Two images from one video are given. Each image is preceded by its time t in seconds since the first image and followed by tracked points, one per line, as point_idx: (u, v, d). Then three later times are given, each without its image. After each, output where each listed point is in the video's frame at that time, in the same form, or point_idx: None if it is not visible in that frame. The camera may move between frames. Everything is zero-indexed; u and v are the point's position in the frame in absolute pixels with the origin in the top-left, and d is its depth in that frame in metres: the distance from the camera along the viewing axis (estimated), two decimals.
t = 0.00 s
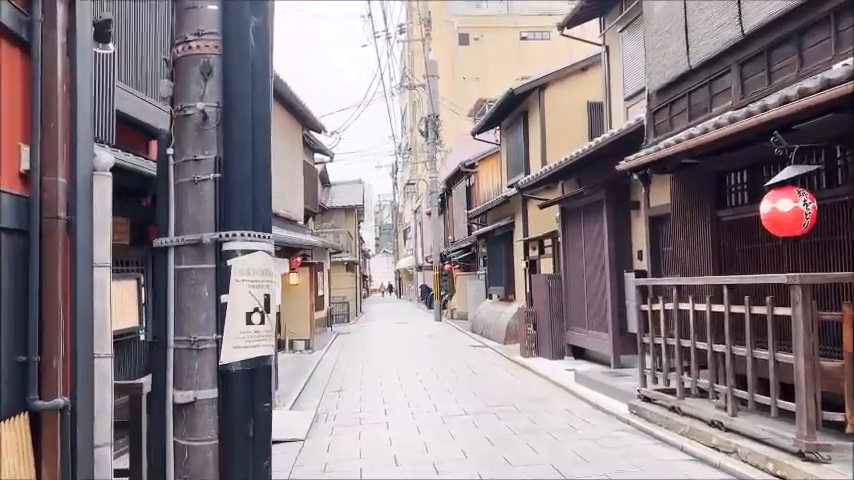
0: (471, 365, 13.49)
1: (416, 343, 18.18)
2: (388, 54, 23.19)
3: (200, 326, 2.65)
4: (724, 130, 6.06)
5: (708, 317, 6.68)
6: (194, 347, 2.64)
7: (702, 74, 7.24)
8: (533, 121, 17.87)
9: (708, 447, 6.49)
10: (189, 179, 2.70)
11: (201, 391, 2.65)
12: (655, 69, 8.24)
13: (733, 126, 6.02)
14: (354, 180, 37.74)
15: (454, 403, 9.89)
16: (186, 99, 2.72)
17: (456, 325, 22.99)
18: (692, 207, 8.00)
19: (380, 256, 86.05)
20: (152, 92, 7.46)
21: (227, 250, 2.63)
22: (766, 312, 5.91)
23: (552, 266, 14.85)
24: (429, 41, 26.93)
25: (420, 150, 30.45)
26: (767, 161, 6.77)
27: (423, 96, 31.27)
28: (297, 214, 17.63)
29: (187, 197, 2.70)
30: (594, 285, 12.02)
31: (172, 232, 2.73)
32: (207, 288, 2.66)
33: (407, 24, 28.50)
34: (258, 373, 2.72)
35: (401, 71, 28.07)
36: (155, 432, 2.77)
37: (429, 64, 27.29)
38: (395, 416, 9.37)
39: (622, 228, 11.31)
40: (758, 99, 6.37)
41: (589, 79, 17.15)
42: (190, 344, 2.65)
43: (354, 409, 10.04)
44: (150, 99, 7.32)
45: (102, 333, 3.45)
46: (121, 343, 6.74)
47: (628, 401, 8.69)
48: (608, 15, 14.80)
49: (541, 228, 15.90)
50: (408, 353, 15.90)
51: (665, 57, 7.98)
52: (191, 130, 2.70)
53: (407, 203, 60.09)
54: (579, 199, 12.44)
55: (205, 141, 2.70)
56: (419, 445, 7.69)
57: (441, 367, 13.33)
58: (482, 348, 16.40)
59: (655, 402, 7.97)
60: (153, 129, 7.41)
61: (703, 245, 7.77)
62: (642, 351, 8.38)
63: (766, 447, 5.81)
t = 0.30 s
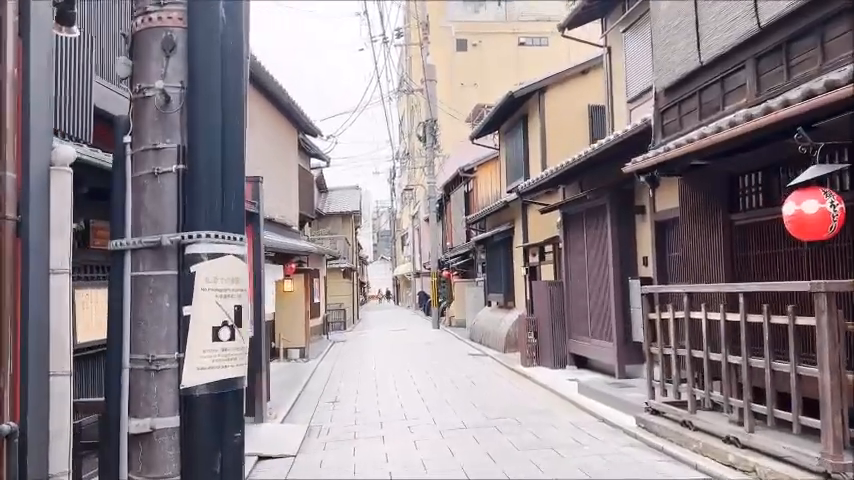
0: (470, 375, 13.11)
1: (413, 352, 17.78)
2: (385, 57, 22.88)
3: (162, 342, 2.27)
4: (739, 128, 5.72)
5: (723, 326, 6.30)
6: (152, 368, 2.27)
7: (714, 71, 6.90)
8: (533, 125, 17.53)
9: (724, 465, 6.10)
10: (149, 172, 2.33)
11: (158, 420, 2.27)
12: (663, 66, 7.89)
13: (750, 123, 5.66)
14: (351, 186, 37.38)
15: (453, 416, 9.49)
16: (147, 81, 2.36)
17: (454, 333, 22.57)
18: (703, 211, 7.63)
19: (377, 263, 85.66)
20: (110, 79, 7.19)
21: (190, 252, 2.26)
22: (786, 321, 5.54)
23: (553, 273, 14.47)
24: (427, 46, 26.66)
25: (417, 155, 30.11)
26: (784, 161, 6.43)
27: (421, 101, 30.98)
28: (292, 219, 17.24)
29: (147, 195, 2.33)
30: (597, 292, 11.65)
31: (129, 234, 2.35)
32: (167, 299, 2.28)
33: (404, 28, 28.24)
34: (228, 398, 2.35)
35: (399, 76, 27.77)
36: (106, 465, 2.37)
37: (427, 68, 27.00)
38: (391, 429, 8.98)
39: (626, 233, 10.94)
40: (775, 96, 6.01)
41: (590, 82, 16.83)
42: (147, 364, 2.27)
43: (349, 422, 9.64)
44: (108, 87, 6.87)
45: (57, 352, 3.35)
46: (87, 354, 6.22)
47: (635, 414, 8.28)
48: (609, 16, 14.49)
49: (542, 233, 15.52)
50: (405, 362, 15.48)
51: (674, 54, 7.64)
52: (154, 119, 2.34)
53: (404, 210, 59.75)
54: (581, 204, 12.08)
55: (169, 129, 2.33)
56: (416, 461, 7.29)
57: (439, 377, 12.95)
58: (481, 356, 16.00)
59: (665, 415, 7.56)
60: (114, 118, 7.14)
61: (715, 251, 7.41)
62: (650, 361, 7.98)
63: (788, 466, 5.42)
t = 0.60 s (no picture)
0: (472, 384, 12.74)
1: (413, 359, 17.39)
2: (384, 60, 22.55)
3: (124, 363, 3.01)
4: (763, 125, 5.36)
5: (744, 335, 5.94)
6: (113, 386, 3.01)
7: (731, 65, 6.55)
8: (535, 127, 17.19)
9: None
10: (110, 158, 3.06)
11: (122, 444, 3.03)
12: (676, 62, 7.57)
13: (774, 120, 5.30)
14: (350, 190, 36.96)
15: (455, 427, 9.11)
16: (108, 54, 3.10)
17: (455, 339, 22.16)
18: (718, 214, 7.29)
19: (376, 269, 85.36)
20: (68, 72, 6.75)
21: (159, 253, 2.95)
22: (814, 330, 5.18)
23: (557, 278, 14.13)
24: (427, 48, 26.32)
25: (417, 159, 29.76)
26: (806, 161, 6.08)
27: (421, 105, 30.64)
28: (289, 223, 16.85)
29: (109, 179, 3.06)
30: (603, 298, 11.31)
31: (88, 231, 3.07)
32: (132, 301, 3.01)
33: (404, 31, 27.90)
34: (197, 423, 3.08)
35: (398, 79, 27.42)
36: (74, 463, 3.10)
37: (426, 71, 26.66)
38: (390, 441, 8.61)
39: (633, 236, 10.60)
40: (800, 90, 5.66)
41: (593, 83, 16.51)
42: (108, 382, 3.01)
43: (347, 433, 9.28)
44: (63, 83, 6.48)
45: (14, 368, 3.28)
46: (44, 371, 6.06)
47: (647, 426, 7.91)
48: (614, 15, 14.18)
49: (546, 237, 15.17)
50: (405, 370, 15.08)
51: (687, 50, 7.33)
52: (118, 94, 3.08)
53: (404, 215, 59.35)
54: (586, 207, 11.71)
55: (135, 115, 3.08)
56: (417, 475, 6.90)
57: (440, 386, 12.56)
58: (483, 364, 15.64)
59: (679, 428, 7.20)
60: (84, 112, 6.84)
61: (731, 255, 7.06)
62: (662, 371, 7.62)
63: None
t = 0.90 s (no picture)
0: (477, 392, 12.36)
1: (415, 365, 17.02)
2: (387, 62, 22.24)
3: (83, 387, 2.00)
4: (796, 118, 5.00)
5: (772, 343, 5.59)
6: (66, 416, 2.01)
7: (757, 57, 6.21)
8: (540, 129, 16.87)
9: None
10: (69, 134, 2.11)
11: None
12: (695, 56, 7.24)
13: (807, 113, 4.95)
14: (350, 194, 36.66)
15: (463, 439, 8.75)
16: (66, 7, 2.17)
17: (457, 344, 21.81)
18: (741, 214, 6.94)
19: (377, 273, 85.05)
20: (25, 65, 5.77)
21: (127, 252, 1.98)
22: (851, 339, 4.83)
23: (564, 282, 13.78)
24: (429, 50, 26.03)
25: (418, 163, 29.40)
26: (839, 157, 5.74)
27: (423, 108, 30.36)
28: (290, 226, 16.51)
29: (66, 162, 2.10)
30: (614, 303, 10.94)
31: (41, 229, 2.11)
32: (89, 321, 2.02)
33: (406, 33, 27.62)
34: (178, 459, 2.04)
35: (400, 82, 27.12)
36: None
37: (428, 74, 26.36)
38: (395, 453, 8.23)
39: (646, 238, 10.25)
40: (833, 82, 5.32)
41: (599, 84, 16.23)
42: (60, 412, 2.02)
43: (349, 445, 8.90)
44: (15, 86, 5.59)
45: None
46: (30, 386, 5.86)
47: (664, 438, 7.55)
48: (622, 13, 13.87)
49: (553, 239, 14.79)
50: (407, 376, 14.72)
51: (708, 42, 6.98)
52: (80, 57, 2.14)
53: (404, 220, 59.04)
54: (596, 209, 11.34)
55: (100, 83, 2.12)
56: None
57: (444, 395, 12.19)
58: (487, 370, 15.27)
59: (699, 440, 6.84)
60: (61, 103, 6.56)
61: (755, 259, 6.71)
62: (681, 380, 7.25)
63: None
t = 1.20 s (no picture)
0: (481, 398, 12.01)
1: (417, 370, 16.66)
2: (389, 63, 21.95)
3: (5, 419, 2.71)
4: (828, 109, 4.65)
5: (799, 350, 5.23)
6: None
7: (779, 48, 5.90)
8: (544, 129, 16.53)
9: None
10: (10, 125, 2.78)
11: None
12: (711, 48, 6.92)
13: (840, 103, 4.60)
14: (352, 197, 36.32)
15: (467, 448, 8.42)
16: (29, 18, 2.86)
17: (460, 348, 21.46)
18: (762, 214, 6.60)
19: (379, 276, 84.75)
20: None
21: (59, 240, 2.58)
22: None
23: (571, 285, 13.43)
24: (431, 51, 25.67)
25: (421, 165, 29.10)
26: None
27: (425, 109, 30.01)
28: (290, 228, 16.16)
29: (9, 148, 2.77)
30: (622, 308, 10.61)
31: None
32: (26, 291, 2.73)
33: (408, 33, 27.28)
34: None
35: (402, 83, 26.77)
36: None
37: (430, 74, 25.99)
38: (397, 463, 7.90)
39: (657, 240, 9.91)
40: None
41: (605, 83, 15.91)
42: None
43: (350, 453, 8.58)
44: None
45: None
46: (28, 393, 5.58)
47: (680, 449, 7.20)
48: (630, 10, 13.54)
49: (558, 240, 14.45)
50: (410, 382, 14.37)
51: (725, 33, 6.66)
52: (31, 59, 2.82)
53: (406, 223, 58.68)
54: (603, 210, 10.99)
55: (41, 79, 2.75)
56: None
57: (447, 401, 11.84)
58: (490, 375, 14.92)
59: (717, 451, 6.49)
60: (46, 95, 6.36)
61: (777, 260, 6.38)
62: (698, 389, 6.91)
63: None
